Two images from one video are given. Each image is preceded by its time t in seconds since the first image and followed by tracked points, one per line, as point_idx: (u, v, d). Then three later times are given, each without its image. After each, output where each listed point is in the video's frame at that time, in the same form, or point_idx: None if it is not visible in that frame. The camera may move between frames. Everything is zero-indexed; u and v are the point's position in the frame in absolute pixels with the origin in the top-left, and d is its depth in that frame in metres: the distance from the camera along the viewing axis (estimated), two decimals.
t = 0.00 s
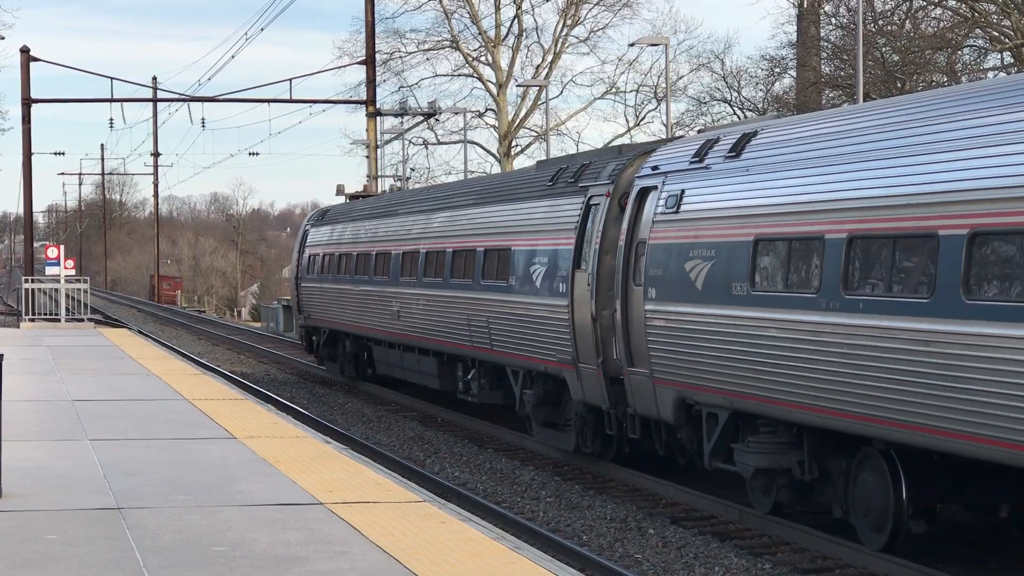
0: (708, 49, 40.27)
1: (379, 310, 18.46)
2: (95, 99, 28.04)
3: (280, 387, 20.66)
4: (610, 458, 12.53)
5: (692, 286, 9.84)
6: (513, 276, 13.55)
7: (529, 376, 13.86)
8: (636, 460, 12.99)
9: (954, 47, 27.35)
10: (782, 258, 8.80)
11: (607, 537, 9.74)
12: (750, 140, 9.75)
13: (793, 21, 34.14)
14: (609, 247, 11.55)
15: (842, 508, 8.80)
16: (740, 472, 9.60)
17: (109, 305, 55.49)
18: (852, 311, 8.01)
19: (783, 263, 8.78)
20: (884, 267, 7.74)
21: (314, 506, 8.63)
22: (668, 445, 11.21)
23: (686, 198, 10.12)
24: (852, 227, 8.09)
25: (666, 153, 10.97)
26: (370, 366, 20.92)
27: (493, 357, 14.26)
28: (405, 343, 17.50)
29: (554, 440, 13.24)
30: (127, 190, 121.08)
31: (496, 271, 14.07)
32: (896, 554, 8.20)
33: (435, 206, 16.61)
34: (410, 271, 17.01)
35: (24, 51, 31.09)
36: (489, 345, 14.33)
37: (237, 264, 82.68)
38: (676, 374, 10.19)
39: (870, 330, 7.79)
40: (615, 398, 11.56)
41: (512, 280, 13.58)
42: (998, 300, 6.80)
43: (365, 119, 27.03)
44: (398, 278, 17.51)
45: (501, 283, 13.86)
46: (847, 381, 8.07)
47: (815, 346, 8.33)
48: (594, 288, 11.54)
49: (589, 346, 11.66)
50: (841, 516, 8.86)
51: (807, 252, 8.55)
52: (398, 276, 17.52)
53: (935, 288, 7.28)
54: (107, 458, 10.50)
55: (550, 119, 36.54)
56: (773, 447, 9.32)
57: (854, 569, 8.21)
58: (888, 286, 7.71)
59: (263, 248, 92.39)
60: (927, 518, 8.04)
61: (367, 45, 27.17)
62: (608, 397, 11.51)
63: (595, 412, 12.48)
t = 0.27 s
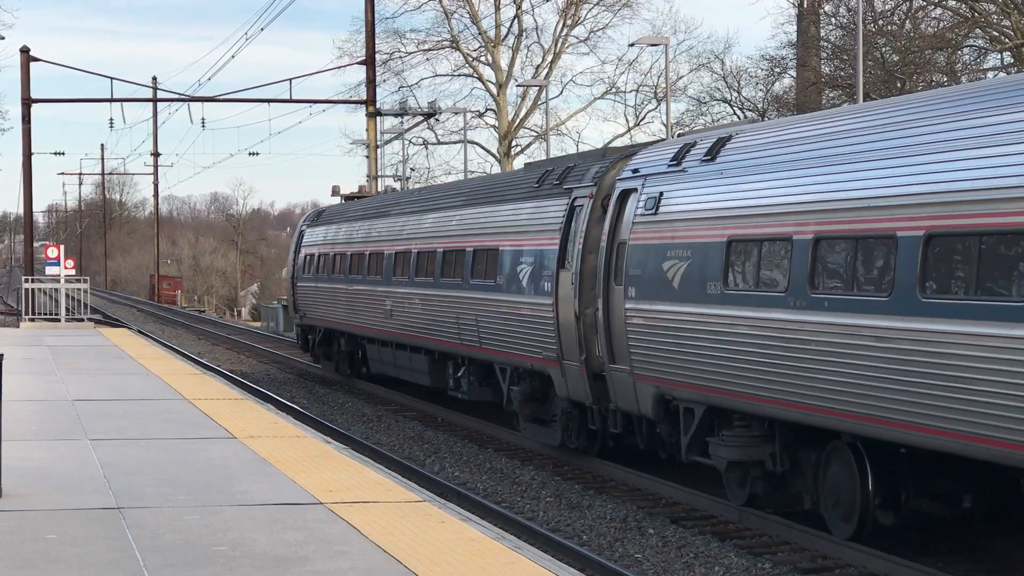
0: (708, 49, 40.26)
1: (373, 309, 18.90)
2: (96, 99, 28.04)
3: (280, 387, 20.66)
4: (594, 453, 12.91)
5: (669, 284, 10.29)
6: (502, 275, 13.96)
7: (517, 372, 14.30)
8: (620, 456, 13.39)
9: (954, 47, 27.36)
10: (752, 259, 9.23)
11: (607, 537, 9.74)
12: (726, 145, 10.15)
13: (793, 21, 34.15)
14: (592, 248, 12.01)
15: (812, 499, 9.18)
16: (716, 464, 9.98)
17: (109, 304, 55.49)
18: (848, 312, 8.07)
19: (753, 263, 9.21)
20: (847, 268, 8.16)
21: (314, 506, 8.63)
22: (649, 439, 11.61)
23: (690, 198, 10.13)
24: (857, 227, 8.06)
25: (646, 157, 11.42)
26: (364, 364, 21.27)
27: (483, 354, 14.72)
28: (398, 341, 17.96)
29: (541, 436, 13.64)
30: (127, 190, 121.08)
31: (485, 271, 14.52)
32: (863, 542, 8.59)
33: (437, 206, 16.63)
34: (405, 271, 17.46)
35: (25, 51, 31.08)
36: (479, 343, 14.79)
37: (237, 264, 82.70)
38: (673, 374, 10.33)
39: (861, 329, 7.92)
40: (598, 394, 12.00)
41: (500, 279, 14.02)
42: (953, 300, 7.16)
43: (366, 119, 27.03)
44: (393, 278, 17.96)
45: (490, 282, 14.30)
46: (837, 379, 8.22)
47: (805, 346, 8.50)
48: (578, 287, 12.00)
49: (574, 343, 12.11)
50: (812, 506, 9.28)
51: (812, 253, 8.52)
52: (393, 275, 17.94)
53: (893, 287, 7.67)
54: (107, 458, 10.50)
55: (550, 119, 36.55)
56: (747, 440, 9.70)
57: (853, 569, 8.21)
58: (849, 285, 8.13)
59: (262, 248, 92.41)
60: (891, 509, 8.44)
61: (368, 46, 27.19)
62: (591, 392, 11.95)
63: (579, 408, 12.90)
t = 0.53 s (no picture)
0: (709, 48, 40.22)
1: (365, 308, 19.22)
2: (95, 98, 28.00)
3: (280, 386, 20.64)
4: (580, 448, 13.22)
5: (648, 283, 10.61)
6: (489, 274, 14.27)
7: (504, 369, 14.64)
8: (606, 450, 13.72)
9: (955, 46, 27.34)
10: (725, 258, 9.54)
11: (607, 536, 9.72)
12: (701, 147, 10.46)
13: (793, 20, 34.15)
14: (575, 247, 12.32)
15: (784, 491, 9.49)
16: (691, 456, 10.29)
17: (109, 304, 55.46)
18: (828, 310, 8.25)
19: (726, 262, 9.53)
20: (813, 268, 8.49)
21: (314, 505, 8.62)
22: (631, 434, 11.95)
23: (691, 196, 10.10)
24: (858, 226, 8.02)
25: (627, 159, 11.73)
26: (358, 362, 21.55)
27: (471, 352, 15.06)
28: (390, 339, 18.28)
29: (528, 431, 13.99)
30: (128, 190, 121.04)
31: (473, 270, 14.82)
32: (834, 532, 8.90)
33: (436, 205, 16.62)
34: (396, 271, 17.77)
35: (24, 50, 31.06)
36: (467, 340, 15.12)
37: (237, 263, 82.71)
38: (668, 373, 10.39)
39: (838, 326, 8.11)
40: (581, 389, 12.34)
41: (487, 278, 14.33)
42: (911, 297, 7.47)
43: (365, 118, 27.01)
44: (384, 277, 18.27)
45: (478, 281, 14.60)
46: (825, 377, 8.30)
47: (794, 344, 8.57)
48: (562, 285, 12.32)
49: (558, 340, 12.43)
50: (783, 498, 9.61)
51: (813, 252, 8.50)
52: (385, 274, 18.21)
53: (855, 286, 8.01)
54: (107, 457, 10.49)
55: (550, 118, 36.53)
56: (721, 433, 10.00)
57: (854, 569, 8.20)
58: (815, 284, 8.46)
59: (263, 248, 92.42)
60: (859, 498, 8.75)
61: (368, 45, 27.16)
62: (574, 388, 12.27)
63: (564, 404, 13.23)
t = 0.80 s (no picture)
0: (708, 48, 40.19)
1: (358, 307, 19.62)
2: (95, 98, 27.99)
3: (280, 386, 20.65)
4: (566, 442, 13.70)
5: (627, 282, 11.02)
6: (477, 274, 14.65)
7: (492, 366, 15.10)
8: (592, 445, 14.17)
9: (955, 46, 27.34)
10: (698, 257, 9.95)
11: (607, 537, 9.72)
12: (679, 152, 10.86)
13: (793, 20, 34.16)
14: (558, 248, 12.74)
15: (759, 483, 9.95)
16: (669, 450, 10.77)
17: (109, 304, 55.42)
18: (788, 308, 8.73)
19: (699, 262, 9.95)
20: (779, 270, 8.90)
21: (314, 505, 8.62)
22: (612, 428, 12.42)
23: (693, 196, 10.10)
24: (860, 226, 8.01)
25: (609, 163, 12.14)
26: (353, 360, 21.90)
27: (460, 349, 15.50)
28: (382, 337, 18.71)
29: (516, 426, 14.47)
30: (128, 190, 121.02)
31: (461, 270, 15.21)
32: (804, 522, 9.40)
33: (434, 206, 16.63)
34: (388, 270, 18.13)
35: (25, 50, 31.04)
36: (456, 338, 15.56)
37: (237, 263, 82.72)
38: (668, 372, 10.45)
39: (796, 322, 8.60)
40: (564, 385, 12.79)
41: (475, 277, 14.73)
42: (868, 296, 7.90)
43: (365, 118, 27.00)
44: (377, 276, 18.63)
45: (466, 281, 15.00)
46: (820, 376, 8.38)
47: (790, 342, 8.65)
48: (545, 284, 12.74)
49: (542, 338, 12.86)
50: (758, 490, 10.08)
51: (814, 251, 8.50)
52: (378, 274, 18.55)
53: (819, 285, 8.41)
54: (107, 457, 10.49)
55: (550, 118, 36.48)
56: (697, 428, 10.49)
57: (854, 569, 8.20)
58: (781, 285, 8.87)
59: (263, 248, 92.42)
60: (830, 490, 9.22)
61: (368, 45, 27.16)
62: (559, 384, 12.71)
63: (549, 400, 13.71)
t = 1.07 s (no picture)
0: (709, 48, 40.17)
1: (352, 306, 19.91)
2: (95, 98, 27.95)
3: (280, 386, 20.64)
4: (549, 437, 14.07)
5: (607, 281, 11.46)
6: (466, 274, 15.04)
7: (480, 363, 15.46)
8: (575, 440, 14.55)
9: (955, 46, 27.35)
10: (673, 257, 10.38)
11: (607, 536, 9.72)
12: (656, 156, 11.26)
13: (794, 20, 34.16)
14: (543, 248, 13.12)
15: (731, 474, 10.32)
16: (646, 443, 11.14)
17: (109, 304, 55.35)
18: (755, 306, 9.13)
19: (674, 262, 10.37)
20: (747, 269, 9.27)
21: (314, 505, 8.61)
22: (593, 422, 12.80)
23: (694, 196, 10.09)
24: (861, 226, 7.98)
25: (592, 166, 12.54)
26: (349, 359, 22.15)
27: (450, 347, 15.85)
28: (374, 335, 19.04)
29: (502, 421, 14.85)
30: (128, 190, 121.00)
31: (451, 269, 15.59)
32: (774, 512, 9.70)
33: (433, 206, 16.64)
34: (382, 270, 18.48)
35: (25, 50, 31.01)
36: (446, 336, 15.90)
37: (237, 263, 82.72)
38: (668, 372, 10.46)
39: (762, 319, 9.00)
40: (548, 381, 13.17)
41: (463, 277, 15.14)
42: (831, 293, 8.27)
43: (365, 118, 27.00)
44: (371, 276, 18.96)
45: (455, 280, 15.40)
46: (817, 375, 8.40)
47: (788, 341, 8.67)
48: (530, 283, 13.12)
49: (528, 335, 13.24)
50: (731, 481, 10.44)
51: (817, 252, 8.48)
52: (373, 273, 18.85)
53: (785, 283, 8.79)
54: (107, 457, 10.48)
55: (550, 118, 36.43)
56: (672, 421, 10.86)
57: (854, 569, 8.19)
58: (749, 281, 9.24)
59: (263, 247, 92.44)
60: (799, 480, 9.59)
61: (368, 45, 27.15)
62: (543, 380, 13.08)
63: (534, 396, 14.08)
